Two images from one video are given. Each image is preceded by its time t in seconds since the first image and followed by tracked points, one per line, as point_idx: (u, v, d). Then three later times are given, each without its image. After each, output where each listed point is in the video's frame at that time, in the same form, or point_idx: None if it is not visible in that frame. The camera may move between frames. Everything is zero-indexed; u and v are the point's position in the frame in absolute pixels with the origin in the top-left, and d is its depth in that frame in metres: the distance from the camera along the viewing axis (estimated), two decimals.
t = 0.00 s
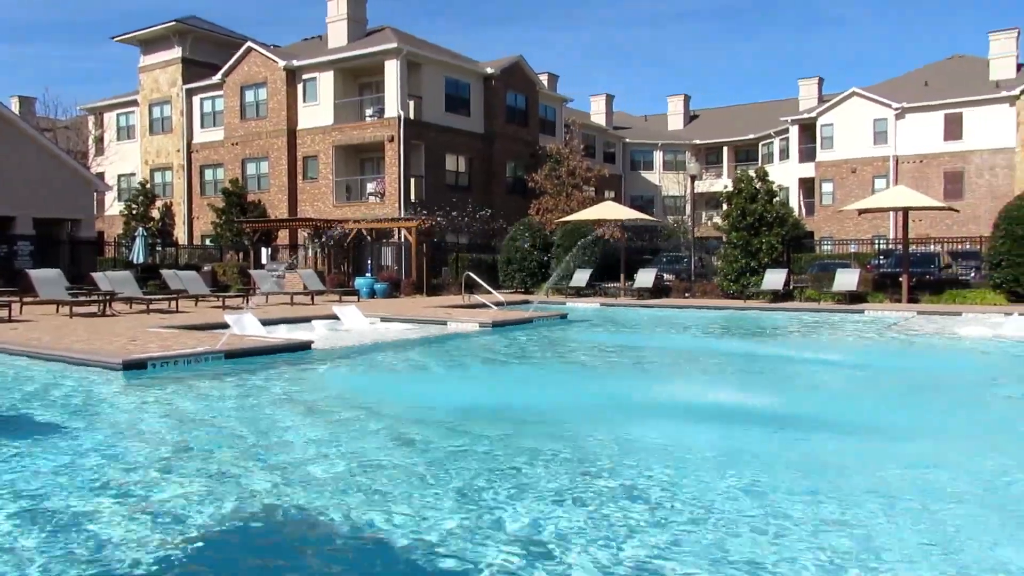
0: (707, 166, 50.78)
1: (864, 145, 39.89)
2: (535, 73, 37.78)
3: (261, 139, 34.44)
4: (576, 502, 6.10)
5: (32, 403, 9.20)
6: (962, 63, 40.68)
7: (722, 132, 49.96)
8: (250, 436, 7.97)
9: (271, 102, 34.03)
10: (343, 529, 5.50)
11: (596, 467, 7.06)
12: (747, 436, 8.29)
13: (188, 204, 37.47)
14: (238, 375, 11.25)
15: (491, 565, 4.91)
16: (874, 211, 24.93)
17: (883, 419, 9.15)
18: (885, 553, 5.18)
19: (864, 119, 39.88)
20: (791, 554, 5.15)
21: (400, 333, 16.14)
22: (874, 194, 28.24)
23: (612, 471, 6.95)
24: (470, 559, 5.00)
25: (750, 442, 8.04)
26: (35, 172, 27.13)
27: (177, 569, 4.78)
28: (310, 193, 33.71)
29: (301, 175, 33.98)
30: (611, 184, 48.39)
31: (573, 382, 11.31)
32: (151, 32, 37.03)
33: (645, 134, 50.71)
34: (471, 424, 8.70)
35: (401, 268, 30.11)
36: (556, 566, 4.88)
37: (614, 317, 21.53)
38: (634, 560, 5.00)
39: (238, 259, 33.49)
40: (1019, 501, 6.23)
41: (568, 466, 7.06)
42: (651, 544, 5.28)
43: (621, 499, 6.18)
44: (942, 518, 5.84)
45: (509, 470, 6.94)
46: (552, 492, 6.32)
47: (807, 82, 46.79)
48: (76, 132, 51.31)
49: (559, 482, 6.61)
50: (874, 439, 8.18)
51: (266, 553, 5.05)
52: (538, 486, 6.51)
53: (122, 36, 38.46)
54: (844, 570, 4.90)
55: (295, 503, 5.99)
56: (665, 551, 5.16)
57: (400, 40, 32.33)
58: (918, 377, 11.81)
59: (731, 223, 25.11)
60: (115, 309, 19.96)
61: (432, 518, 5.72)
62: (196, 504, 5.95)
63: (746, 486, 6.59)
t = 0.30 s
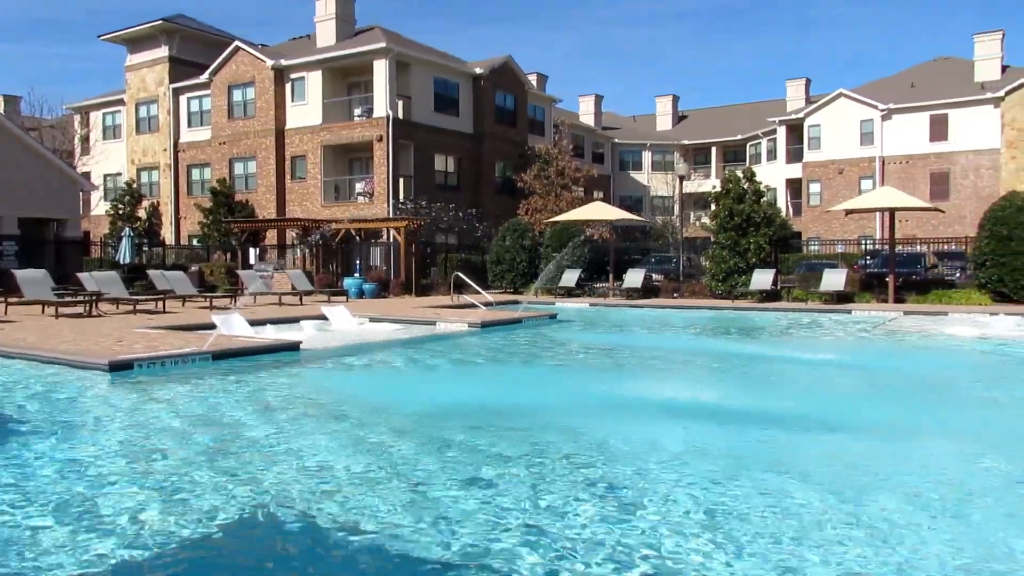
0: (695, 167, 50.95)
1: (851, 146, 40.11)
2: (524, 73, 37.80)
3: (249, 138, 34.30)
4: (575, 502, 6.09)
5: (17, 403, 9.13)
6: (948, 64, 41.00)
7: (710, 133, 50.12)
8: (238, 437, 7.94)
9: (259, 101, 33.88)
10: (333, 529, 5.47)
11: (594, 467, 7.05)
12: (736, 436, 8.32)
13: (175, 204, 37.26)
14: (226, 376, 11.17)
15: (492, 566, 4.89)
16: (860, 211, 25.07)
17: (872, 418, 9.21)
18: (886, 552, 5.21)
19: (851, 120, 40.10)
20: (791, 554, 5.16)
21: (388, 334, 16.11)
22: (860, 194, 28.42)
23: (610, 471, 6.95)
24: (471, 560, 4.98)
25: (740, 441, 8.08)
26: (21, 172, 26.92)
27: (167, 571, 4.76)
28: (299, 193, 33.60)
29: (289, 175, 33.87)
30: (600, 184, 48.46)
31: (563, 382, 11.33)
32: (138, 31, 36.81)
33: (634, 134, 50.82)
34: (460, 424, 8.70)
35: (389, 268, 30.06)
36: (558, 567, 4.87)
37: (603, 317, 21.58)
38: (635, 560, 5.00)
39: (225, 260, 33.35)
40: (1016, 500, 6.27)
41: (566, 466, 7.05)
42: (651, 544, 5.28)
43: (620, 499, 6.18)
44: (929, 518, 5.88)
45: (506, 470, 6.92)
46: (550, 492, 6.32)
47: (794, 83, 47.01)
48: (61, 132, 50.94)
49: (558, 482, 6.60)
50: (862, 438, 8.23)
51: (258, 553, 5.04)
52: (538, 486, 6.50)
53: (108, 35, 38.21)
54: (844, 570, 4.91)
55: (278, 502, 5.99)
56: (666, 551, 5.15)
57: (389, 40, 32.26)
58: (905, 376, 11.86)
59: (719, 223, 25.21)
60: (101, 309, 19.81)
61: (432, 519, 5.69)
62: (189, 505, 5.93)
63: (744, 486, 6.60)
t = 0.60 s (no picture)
0: (684, 167, 51.11)
1: (838, 146, 40.32)
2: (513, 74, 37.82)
3: (236, 138, 34.16)
4: (576, 504, 6.04)
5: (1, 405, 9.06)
6: (934, 66, 41.29)
7: (698, 133, 50.29)
8: (226, 437, 7.92)
9: (247, 101, 33.75)
10: (321, 529, 5.48)
11: (595, 469, 7.00)
12: (723, 434, 8.37)
13: (163, 203, 37.07)
14: (214, 376, 11.14)
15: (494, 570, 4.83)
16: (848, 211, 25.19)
17: (859, 417, 9.27)
18: (890, 555, 5.19)
19: (838, 121, 40.30)
20: (787, 556, 5.14)
21: (377, 334, 16.09)
22: (847, 195, 28.57)
23: (605, 472, 6.91)
24: (476, 564, 4.92)
25: (727, 439, 8.13)
26: (6, 171, 26.74)
27: (155, 571, 4.76)
28: (287, 193, 33.48)
29: (277, 175, 33.75)
30: (589, 184, 48.53)
31: (551, 381, 11.35)
32: (125, 30, 36.60)
33: (622, 135, 50.94)
34: (449, 424, 8.70)
35: (378, 268, 30.09)
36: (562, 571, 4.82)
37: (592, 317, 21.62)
38: (638, 564, 4.96)
39: (213, 260, 33.20)
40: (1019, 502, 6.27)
41: (567, 468, 7.01)
42: (654, 547, 5.24)
43: (617, 501, 6.15)
44: (912, 516, 5.94)
45: (505, 472, 6.88)
46: (551, 494, 6.26)
47: (782, 84, 47.23)
48: (47, 131, 50.60)
49: (559, 484, 6.56)
50: (847, 437, 8.29)
51: (246, 553, 5.04)
52: (534, 488, 6.46)
53: (95, 34, 37.99)
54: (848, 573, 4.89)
55: (262, 504, 5.97)
56: (670, 555, 5.11)
57: (377, 40, 32.19)
58: (893, 376, 11.89)
59: (707, 223, 25.28)
60: (88, 309, 19.69)
61: (433, 522, 5.63)
62: (177, 505, 5.92)
63: (746, 487, 6.57)
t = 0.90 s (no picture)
0: (674, 167, 51.23)
1: (827, 147, 40.49)
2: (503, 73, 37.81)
3: (225, 137, 34.02)
4: (566, 504, 6.04)
5: None
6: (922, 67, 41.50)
7: (688, 133, 50.42)
8: (215, 437, 7.87)
9: (237, 100, 33.61)
10: (311, 529, 5.46)
11: (592, 469, 6.98)
12: (713, 434, 8.38)
13: (151, 203, 36.88)
14: (203, 377, 11.09)
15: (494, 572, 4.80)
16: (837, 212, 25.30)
17: (849, 417, 9.30)
18: (891, 557, 5.18)
19: (827, 121, 40.47)
20: (778, 555, 5.16)
21: (367, 334, 16.06)
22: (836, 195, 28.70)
23: (595, 471, 6.91)
24: (470, 566, 4.87)
25: (716, 439, 8.14)
26: None
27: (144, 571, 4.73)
28: (277, 193, 33.37)
29: (267, 174, 33.64)
30: (579, 185, 48.58)
31: (542, 381, 11.35)
32: (113, 28, 36.39)
33: (613, 135, 51.03)
34: (439, 424, 8.68)
35: (368, 268, 30.00)
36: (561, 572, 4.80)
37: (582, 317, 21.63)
38: (630, 565, 4.94)
39: (202, 259, 33.04)
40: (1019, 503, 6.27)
41: (564, 469, 6.98)
42: (649, 549, 5.21)
43: (606, 500, 6.15)
44: (901, 515, 5.96)
45: (502, 473, 6.84)
46: (541, 494, 6.26)
47: (771, 84, 47.40)
48: (34, 130, 50.26)
49: (557, 484, 6.53)
50: (836, 437, 8.32)
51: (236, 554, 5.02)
52: (523, 487, 6.46)
53: (82, 33, 37.77)
54: (848, 574, 4.88)
55: (252, 504, 5.94)
56: (665, 557, 5.08)
57: (367, 40, 32.12)
58: (882, 376, 11.94)
59: (697, 224, 25.33)
60: (76, 309, 19.58)
61: (427, 524, 5.59)
62: (165, 505, 5.89)
63: (744, 488, 6.56)
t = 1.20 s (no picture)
0: (665, 168, 51.33)
1: (817, 148, 40.65)
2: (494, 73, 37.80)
3: (215, 137, 33.90)
4: (554, 503, 6.03)
5: None
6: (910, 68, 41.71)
7: (679, 134, 50.54)
8: (204, 438, 7.85)
9: (227, 100, 33.50)
10: (299, 530, 5.44)
11: (585, 470, 6.96)
12: (702, 433, 8.39)
13: (141, 203, 36.72)
14: (193, 377, 11.05)
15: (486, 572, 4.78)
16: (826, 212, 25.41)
17: (838, 417, 9.30)
18: (877, 555, 5.19)
19: (817, 122, 40.63)
20: (764, 554, 5.16)
21: (357, 335, 16.03)
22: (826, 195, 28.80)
23: (583, 471, 6.91)
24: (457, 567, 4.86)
25: (705, 439, 8.15)
26: None
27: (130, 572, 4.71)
28: (267, 193, 33.27)
29: (257, 174, 33.53)
30: (570, 185, 48.62)
31: (532, 381, 11.34)
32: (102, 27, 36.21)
33: (603, 135, 51.11)
34: (429, 424, 8.66)
35: (359, 268, 29.89)
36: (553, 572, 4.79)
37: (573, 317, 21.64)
38: (617, 564, 4.94)
39: (192, 259, 32.89)
40: (1013, 503, 6.28)
41: (557, 469, 6.97)
42: (635, 548, 5.20)
43: (594, 500, 6.15)
44: (889, 515, 5.97)
45: (495, 473, 6.83)
46: (530, 494, 6.24)
47: (761, 85, 47.55)
48: (22, 130, 49.95)
49: (545, 484, 6.52)
50: (826, 436, 8.34)
51: (222, 554, 5.00)
52: (511, 487, 6.44)
53: (71, 31, 37.57)
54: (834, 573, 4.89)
55: (240, 505, 5.91)
56: (652, 556, 5.07)
57: (358, 39, 32.07)
58: (871, 375, 11.96)
59: (687, 224, 25.38)
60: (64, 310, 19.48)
61: (415, 524, 5.57)
62: (152, 506, 5.86)
63: (738, 488, 6.55)
